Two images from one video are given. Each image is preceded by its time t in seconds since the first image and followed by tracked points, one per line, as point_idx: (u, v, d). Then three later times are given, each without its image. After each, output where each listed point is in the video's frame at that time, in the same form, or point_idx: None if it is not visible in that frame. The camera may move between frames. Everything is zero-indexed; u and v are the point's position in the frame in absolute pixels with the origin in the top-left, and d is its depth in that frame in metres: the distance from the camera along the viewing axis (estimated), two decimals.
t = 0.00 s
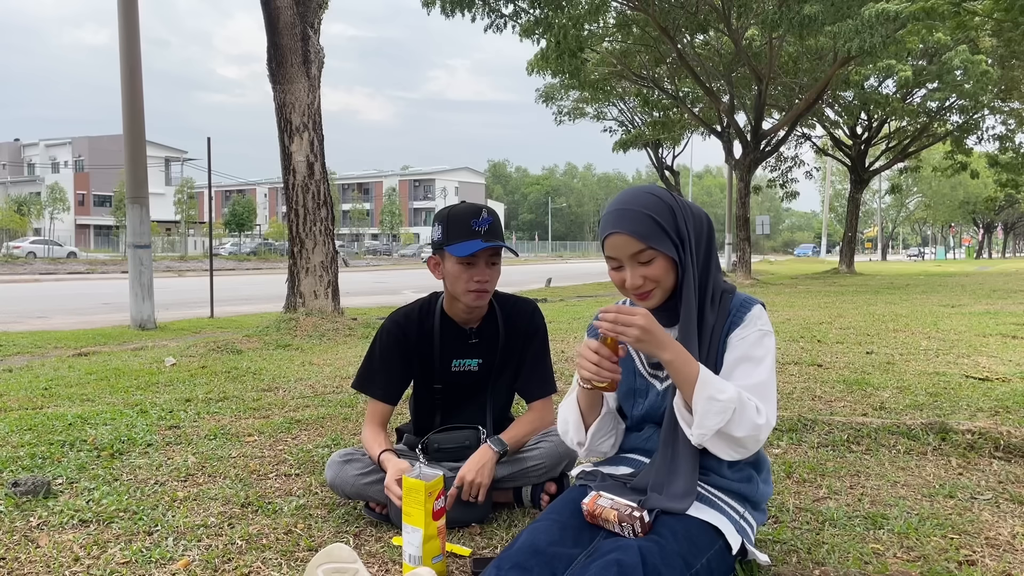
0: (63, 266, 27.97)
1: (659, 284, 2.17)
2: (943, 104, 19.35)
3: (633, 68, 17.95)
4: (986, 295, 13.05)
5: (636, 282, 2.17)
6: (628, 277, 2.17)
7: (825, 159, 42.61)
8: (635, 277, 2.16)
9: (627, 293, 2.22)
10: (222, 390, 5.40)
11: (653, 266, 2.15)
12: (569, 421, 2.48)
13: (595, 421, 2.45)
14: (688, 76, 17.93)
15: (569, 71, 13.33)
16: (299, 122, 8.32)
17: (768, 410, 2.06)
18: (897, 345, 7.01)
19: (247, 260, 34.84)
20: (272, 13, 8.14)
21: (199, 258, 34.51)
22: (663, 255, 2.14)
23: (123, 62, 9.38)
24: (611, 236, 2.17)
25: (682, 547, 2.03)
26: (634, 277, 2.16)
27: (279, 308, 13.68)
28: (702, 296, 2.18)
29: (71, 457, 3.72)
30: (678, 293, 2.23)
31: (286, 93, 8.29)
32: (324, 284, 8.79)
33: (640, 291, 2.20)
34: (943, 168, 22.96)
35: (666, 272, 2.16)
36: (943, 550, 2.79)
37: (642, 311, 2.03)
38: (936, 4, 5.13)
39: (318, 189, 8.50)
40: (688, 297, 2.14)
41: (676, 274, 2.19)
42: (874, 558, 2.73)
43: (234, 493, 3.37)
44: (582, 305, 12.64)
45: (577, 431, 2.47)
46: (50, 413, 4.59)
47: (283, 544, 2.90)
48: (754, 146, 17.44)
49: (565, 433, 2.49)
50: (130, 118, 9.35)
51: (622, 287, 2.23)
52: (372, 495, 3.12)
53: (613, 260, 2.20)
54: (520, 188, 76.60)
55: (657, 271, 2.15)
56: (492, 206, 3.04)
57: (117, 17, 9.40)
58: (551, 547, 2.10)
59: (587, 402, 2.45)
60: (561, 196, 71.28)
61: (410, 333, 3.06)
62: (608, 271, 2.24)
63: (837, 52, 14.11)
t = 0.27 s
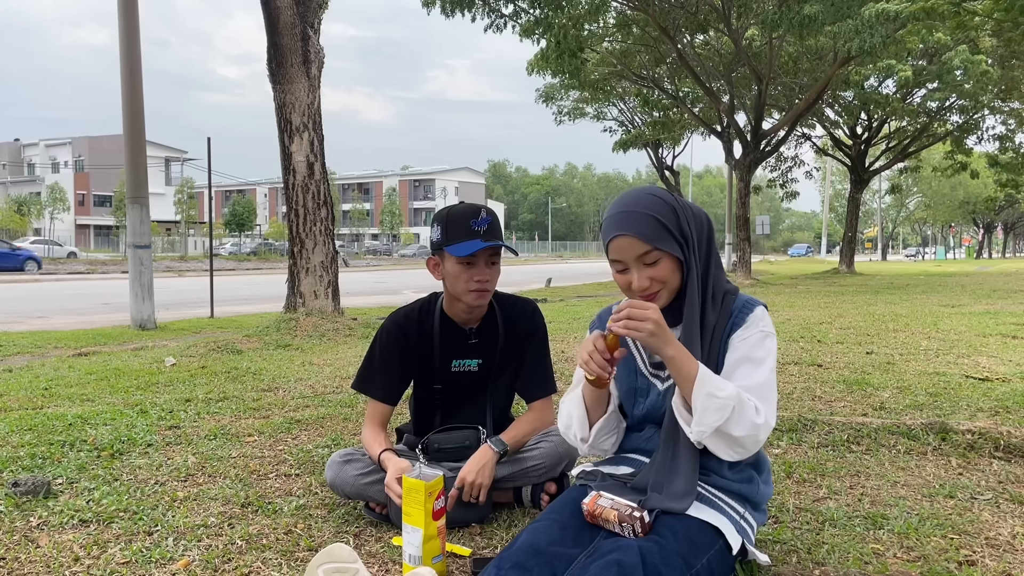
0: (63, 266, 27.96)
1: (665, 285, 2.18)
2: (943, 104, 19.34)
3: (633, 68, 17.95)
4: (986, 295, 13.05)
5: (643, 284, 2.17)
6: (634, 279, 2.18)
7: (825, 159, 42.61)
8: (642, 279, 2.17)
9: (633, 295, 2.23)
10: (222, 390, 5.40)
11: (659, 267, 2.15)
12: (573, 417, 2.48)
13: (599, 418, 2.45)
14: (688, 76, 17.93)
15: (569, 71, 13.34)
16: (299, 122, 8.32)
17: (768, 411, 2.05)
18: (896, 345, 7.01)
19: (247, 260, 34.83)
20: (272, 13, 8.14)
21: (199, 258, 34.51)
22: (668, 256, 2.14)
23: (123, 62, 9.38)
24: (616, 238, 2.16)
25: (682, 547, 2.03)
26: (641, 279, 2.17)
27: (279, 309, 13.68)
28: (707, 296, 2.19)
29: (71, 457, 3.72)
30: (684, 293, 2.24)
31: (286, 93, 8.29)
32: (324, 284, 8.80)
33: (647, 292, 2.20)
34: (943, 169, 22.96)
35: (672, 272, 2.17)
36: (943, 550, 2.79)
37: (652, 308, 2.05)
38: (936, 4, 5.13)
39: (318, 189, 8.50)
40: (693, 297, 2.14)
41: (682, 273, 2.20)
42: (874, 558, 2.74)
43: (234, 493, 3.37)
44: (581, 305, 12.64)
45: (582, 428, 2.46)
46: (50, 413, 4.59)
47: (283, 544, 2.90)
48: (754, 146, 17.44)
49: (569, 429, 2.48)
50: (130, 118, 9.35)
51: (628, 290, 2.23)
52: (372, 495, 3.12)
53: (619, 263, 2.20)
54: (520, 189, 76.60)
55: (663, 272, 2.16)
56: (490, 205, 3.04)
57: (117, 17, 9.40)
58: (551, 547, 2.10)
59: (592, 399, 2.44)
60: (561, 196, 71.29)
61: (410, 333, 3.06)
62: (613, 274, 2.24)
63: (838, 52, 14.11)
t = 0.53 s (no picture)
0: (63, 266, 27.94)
1: (667, 284, 2.18)
2: (943, 104, 19.35)
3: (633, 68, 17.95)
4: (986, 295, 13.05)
5: (645, 284, 2.17)
6: (636, 279, 2.17)
7: (825, 159, 42.61)
8: (644, 279, 2.16)
9: (636, 296, 2.23)
10: (222, 390, 5.40)
11: (660, 266, 2.15)
12: (572, 413, 2.46)
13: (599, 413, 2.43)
14: (688, 76, 17.93)
15: (569, 71, 13.34)
16: (299, 122, 8.33)
17: (772, 415, 2.05)
18: (897, 345, 7.00)
19: (247, 260, 34.84)
20: (272, 13, 8.14)
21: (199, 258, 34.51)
22: (669, 254, 2.15)
23: (122, 62, 9.37)
24: (616, 239, 2.16)
25: (682, 547, 2.03)
26: (643, 279, 2.17)
27: (280, 309, 13.68)
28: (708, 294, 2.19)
29: (71, 457, 3.72)
30: (685, 293, 2.25)
31: (286, 93, 8.29)
32: (324, 284, 8.79)
33: (648, 292, 2.20)
34: (943, 169, 22.95)
35: (673, 271, 2.17)
36: (943, 550, 2.79)
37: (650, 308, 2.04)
38: (936, 4, 5.13)
39: (318, 189, 8.49)
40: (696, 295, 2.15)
41: (683, 272, 2.20)
42: (874, 558, 2.74)
43: (234, 493, 3.37)
44: (581, 305, 12.64)
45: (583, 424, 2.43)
46: (50, 413, 4.59)
47: (283, 544, 2.90)
48: (754, 146, 17.44)
49: (569, 426, 2.46)
50: (130, 118, 9.35)
51: (630, 291, 2.23)
52: (373, 495, 3.12)
53: (620, 264, 2.20)
54: (520, 189, 76.61)
55: (665, 271, 2.16)
56: (490, 206, 3.04)
57: (117, 17, 9.40)
58: (551, 547, 2.10)
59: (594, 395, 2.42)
60: (561, 196, 71.28)
61: (409, 333, 3.06)
62: (614, 275, 2.24)
63: (838, 52, 14.11)
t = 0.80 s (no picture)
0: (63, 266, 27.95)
1: (669, 282, 2.18)
2: (943, 104, 19.34)
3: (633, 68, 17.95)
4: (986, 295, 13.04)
5: (647, 284, 2.16)
6: (638, 280, 2.17)
7: (825, 159, 42.61)
8: (646, 279, 2.16)
9: (638, 297, 2.22)
10: (222, 390, 5.40)
11: (660, 265, 2.15)
12: (583, 421, 2.41)
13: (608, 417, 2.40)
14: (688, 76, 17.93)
15: (569, 71, 13.33)
16: (299, 122, 8.32)
17: (779, 410, 2.06)
18: (897, 345, 7.00)
19: (247, 260, 34.84)
20: (272, 13, 8.14)
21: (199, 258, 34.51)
22: (669, 252, 2.15)
23: (122, 62, 9.37)
24: (614, 242, 2.15)
25: (682, 547, 2.03)
26: (645, 279, 2.16)
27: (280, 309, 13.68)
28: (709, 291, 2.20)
29: (71, 457, 3.72)
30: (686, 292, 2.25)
31: (286, 93, 8.29)
32: (324, 284, 8.79)
33: (650, 292, 2.19)
34: (943, 169, 22.94)
35: (674, 268, 2.17)
36: (943, 550, 2.79)
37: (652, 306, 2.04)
38: (936, 4, 5.13)
39: (318, 189, 8.49)
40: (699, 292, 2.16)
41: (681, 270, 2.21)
42: (874, 558, 2.74)
43: (234, 493, 3.37)
44: (581, 305, 12.63)
45: (595, 430, 2.39)
46: (50, 413, 4.59)
47: (283, 544, 2.90)
48: (754, 146, 17.44)
49: (581, 434, 2.41)
50: (130, 118, 9.35)
51: (632, 292, 2.22)
52: (373, 495, 3.12)
53: (620, 266, 2.19)
54: (520, 189, 76.60)
55: (665, 269, 2.16)
56: (489, 206, 3.04)
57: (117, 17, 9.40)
58: (552, 547, 2.10)
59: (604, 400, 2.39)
60: (561, 196, 71.27)
61: (409, 333, 3.06)
62: (615, 278, 2.23)
63: (838, 52, 14.10)
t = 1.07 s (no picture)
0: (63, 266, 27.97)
1: (648, 285, 2.17)
2: (943, 104, 19.34)
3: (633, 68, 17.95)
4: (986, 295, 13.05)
5: (625, 285, 2.18)
6: (618, 280, 2.19)
7: (825, 159, 42.62)
8: (624, 280, 2.17)
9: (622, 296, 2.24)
10: (222, 390, 5.40)
11: (638, 267, 2.15)
12: (591, 428, 2.38)
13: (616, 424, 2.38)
14: (688, 76, 17.93)
15: (569, 71, 13.33)
16: (299, 122, 8.32)
17: (786, 421, 2.07)
18: (897, 345, 7.01)
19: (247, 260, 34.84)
20: (272, 13, 8.14)
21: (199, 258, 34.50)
22: (647, 255, 2.14)
23: (123, 62, 9.37)
24: (596, 241, 2.19)
25: (682, 546, 2.03)
26: (623, 279, 2.17)
27: (280, 309, 13.68)
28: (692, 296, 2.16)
29: (71, 457, 3.72)
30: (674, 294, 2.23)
31: (286, 93, 8.29)
32: (324, 284, 8.79)
33: (631, 293, 2.20)
34: (943, 169, 22.93)
35: (654, 271, 2.16)
36: (943, 550, 2.79)
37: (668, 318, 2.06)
38: (936, 4, 5.13)
39: (318, 189, 8.49)
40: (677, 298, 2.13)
41: (664, 273, 2.18)
42: (874, 558, 2.74)
43: (234, 493, 3.37)
44: (581, 305, 12.63)
45: (602, 437, 2.38)
46: (50, 413, 4.59)
47: (283, 544, 2.90)
48: (754, 146, 17.44)
49: (588, 440, 2.40)
50: (130, 118, 9.35)
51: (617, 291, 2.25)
52: (373, 495, 3.12)
53: (603, 264, 2.22)
54: (520, 189, 76.60)
55: (643, 271, 2.15)
56: (488, 206, 3.04)
57: (117, 17, 9.39)
58: (552, 545, 2.10)
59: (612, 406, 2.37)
60: (561, 196, 71.26)
61: (408, 333, 3.06)
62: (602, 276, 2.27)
63: (838, 52, 14.10)
